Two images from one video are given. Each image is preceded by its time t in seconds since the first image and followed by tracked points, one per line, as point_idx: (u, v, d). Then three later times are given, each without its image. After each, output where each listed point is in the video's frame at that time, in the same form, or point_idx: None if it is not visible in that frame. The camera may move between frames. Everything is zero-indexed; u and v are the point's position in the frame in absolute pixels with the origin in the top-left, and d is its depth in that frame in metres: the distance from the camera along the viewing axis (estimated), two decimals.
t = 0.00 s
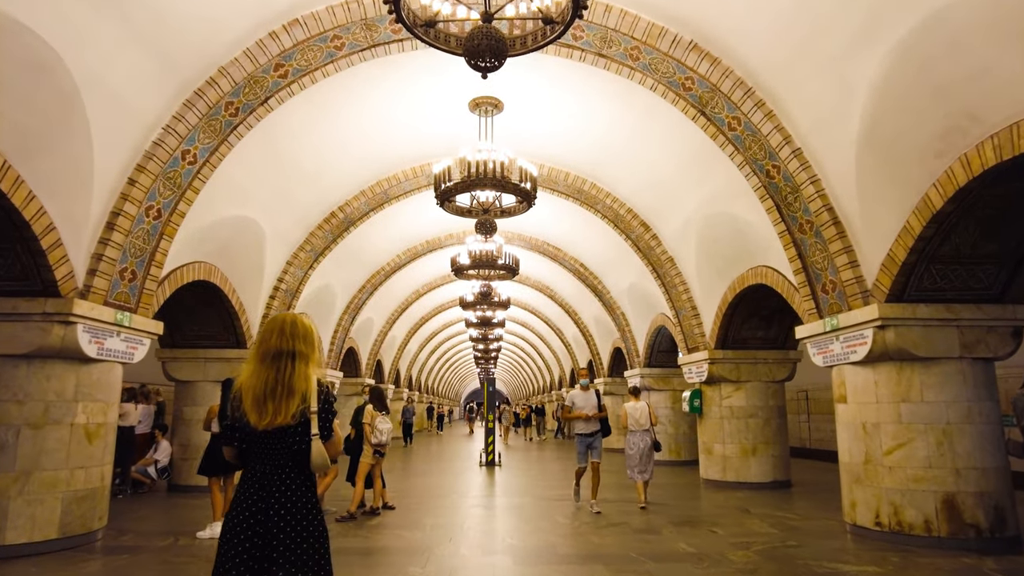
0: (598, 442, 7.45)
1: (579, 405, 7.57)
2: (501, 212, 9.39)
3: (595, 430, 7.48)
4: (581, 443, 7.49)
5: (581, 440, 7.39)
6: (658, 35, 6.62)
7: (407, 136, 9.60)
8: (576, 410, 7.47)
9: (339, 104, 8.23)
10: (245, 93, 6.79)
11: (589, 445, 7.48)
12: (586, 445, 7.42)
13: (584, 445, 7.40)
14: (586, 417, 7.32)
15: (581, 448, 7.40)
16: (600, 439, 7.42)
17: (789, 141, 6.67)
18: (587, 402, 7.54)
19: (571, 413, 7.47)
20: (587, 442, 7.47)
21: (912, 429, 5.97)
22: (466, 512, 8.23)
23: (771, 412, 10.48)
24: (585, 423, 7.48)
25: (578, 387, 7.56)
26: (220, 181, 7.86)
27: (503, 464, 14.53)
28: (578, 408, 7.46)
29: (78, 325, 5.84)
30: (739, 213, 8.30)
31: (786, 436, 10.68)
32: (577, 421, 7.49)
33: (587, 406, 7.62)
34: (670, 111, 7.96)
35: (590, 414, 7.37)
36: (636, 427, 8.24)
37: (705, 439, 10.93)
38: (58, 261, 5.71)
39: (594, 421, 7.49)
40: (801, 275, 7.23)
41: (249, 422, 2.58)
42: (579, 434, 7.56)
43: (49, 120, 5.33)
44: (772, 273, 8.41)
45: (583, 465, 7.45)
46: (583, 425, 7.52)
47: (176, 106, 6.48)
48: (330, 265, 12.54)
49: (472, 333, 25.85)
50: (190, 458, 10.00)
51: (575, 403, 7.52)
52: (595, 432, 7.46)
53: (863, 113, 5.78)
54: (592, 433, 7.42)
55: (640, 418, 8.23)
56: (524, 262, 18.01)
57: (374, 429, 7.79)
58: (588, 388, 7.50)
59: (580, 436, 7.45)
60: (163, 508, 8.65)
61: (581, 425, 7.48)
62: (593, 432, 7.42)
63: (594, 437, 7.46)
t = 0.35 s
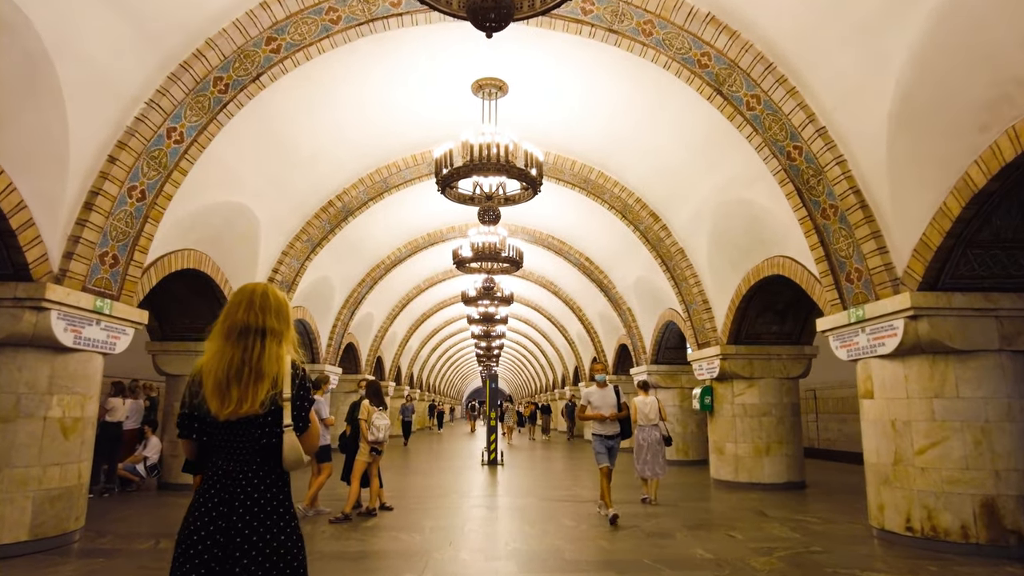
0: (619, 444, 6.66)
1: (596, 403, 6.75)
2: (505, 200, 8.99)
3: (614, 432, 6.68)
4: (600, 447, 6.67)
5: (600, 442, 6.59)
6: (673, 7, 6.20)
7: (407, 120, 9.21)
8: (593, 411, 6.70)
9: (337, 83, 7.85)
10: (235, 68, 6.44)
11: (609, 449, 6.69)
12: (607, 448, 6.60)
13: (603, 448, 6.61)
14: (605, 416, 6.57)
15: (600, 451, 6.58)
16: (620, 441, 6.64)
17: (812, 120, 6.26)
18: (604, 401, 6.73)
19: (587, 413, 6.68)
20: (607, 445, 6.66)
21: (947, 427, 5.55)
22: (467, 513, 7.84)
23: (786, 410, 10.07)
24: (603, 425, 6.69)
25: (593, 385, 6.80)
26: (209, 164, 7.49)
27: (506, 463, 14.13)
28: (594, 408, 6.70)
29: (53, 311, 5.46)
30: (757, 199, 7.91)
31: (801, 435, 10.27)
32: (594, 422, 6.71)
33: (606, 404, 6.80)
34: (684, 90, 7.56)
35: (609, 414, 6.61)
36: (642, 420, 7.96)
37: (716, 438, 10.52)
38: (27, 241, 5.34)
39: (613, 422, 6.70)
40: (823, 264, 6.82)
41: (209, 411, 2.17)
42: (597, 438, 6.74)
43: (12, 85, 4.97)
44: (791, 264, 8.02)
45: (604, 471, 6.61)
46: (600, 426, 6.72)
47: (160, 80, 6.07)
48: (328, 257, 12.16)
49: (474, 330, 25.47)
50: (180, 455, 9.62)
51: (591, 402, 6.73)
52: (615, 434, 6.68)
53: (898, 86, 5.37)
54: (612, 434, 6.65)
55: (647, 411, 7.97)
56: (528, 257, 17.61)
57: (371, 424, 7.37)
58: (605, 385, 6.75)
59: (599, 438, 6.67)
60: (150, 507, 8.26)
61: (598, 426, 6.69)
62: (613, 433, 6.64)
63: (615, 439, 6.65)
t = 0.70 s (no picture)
0: (638, 446, 5.82)
1: (613, 399, 5.86)
2: (506, 189, 8.57)
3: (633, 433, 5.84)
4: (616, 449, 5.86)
5: (615, 445, 5.78)
6: None
7: (403, 107, 8.81)
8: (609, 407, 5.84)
9: (330, 66, 7.47)
10: (217, 46, 6.05)
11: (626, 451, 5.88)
12: (622, 451, 5.77)
13: (619, 451, 5.79)
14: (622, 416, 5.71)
15: (615, 455, 5.79)
16: (640, 443, 5.80)
17: (834, 101, 5.86)
18: (623, 396, 5.83)
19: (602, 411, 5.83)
20: (623, 447, 5.83)
21: (981, 431, 5.14)
22: (466, 519, 7.45)
23: (798, 410, 9.69)
24: (621, 423, 5.84)
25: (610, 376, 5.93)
26: (192, 150, 7.11)
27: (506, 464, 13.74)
28: (610, 404, 5.83)
29: (16, 303, 5.07)
30: (772, 188, 7.55)
31: (813, 436, 9.87)
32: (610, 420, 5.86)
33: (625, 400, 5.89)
34: (695, 72, 7.15)
35: (626, 412, 5.76)
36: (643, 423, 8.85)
37: (724, 439, 10.12)
38: None
39: (633, 419, 5.84)
40: (843, 256, 6.41)
41: (136, 418, 1.76)
42: (613, 437, 5.92)
43: None
44: (807, 257, 7.64)
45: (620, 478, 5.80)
46: (617, 425, 5.86)
47: (134, 57, 5.67)
48: (323, 250, 11.78)
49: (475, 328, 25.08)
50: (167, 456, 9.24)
51: (607, 397, 5.83)
52: (634, 433, 5.82)
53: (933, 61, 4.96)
54: (630, 434, 5.79)
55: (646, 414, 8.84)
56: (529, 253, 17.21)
57: (363, 426, 6.97)
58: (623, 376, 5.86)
59: (616, 438, 5.81)
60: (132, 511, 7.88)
61: (614, 425, 5.85)
62: (631, 434, 5.80)
63: (633, 441, 5.81)
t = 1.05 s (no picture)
0: (670, 453, 5.13)
1: (640, 399, 5.24)
2: (502, 173, 8.11)
3: (663, 438, 5.18)
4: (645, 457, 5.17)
5: (644, 451, 5.12)
6: None
7: (393, 88, 8.39)
8: (635, 408, 5.24)
9: (313, 42, 7.03)
10: (188, 15, 5.66)
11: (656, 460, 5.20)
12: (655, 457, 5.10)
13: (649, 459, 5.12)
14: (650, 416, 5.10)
15: (644, 464, 5.11)
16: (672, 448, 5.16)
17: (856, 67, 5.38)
18: (652, 396, 5.24)
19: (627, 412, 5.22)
20: (654, 454, 5.16)
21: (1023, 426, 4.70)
22: (462, 523, 7.02)
23: (810, 406, 9.29)
24: (650, 425, 5.19)
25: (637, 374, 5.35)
26: (165, 130, 6.70)
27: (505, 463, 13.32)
28: (637, 404, 5.24)
29: None
30: (786, 168, 7.11)
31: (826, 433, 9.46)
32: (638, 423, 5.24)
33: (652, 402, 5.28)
34: (703, 45, 6.72)
35: (656, 412, 5.14)
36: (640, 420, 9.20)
37: (733, 436, 9.71)
38: None
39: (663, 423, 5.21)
40: (865, 238, 5.96)
41: None
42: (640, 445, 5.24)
43: None
44: (821, 242, 7.24)
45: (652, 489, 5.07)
46: (646, 430, 5.20)
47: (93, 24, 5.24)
48: (313, 242, 11.34)
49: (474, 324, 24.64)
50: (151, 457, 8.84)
51: (635, 396, 5.23)
52: (665, 438, 5.16)
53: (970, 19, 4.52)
54: (661, 439, 5.15)
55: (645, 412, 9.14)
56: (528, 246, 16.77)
57: (350, 425, 6.53)
58: (652, 374, 5.30)
59: (646, 443, 5.15)
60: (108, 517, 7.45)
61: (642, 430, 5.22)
62: (662, 438, 5.15)
63: (665, 447, 5.16)
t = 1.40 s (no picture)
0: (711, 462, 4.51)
1: (676, 396, 4.51)
2: (504, 160, 7.70)
3: (705, 443, 4.50)
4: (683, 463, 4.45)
5: (684, 458, 4.42)
6: None
7: (390, 71, 8.00)
8: (668, 408, 4.52)
9: (305, 19, 6.63)
10: None
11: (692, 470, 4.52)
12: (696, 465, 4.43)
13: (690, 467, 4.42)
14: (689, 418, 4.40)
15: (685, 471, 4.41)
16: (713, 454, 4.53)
17: (890, 37, 4.95)
18: (690, 393, 4.51)
19: (659, 412, 4.49)
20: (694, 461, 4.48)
21: None
22: (462, 529, 6.62)
23: (826, 404, 8.89)
24: (686, 427, 4.48)
25: (670, 366, 4.62)
26: (147, 110, 6.31)
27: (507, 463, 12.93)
28: (670, 403, 4.52)
29: None
30: (808, 151, 6.67)
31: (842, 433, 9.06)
32: (672, 426, 4.52)
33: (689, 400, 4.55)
34: (720, 19, 6.30)
35: (694, 414, 4.42)
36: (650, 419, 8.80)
37: (746, 436, 9.28)
38: None
39: (701, 424, 4.51)
40: (895, 224, 5.54)
41: None
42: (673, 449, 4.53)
43: None
44: (843, 230, 6.83)
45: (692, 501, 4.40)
46: (683, 432, 4.49)
47: None
48: (308, 234, 10.94)
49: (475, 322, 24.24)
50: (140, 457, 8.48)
51: (670, 393, 4.50)
52: (706, 443, 4.50)
53: None
54: (702, 445, 4.48)
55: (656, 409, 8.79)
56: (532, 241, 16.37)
57: (342, 425, 6.08)
58: (689, 367, 4.58)
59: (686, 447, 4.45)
60: (89, 520, 7.05)
61: (677, 433, 4.51)
62: (703, 444, 4.47)
63: (705, 453, 4.49)
